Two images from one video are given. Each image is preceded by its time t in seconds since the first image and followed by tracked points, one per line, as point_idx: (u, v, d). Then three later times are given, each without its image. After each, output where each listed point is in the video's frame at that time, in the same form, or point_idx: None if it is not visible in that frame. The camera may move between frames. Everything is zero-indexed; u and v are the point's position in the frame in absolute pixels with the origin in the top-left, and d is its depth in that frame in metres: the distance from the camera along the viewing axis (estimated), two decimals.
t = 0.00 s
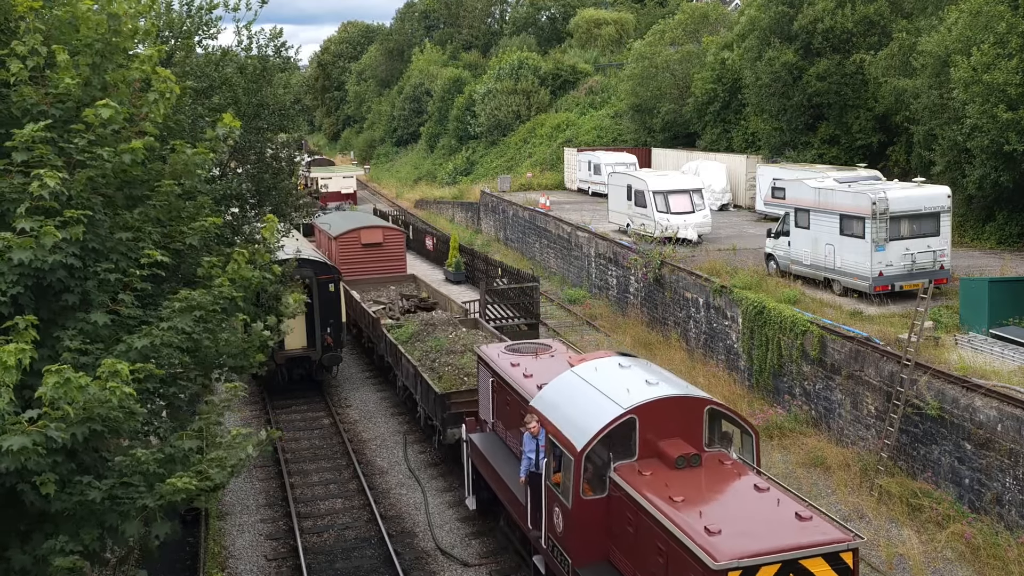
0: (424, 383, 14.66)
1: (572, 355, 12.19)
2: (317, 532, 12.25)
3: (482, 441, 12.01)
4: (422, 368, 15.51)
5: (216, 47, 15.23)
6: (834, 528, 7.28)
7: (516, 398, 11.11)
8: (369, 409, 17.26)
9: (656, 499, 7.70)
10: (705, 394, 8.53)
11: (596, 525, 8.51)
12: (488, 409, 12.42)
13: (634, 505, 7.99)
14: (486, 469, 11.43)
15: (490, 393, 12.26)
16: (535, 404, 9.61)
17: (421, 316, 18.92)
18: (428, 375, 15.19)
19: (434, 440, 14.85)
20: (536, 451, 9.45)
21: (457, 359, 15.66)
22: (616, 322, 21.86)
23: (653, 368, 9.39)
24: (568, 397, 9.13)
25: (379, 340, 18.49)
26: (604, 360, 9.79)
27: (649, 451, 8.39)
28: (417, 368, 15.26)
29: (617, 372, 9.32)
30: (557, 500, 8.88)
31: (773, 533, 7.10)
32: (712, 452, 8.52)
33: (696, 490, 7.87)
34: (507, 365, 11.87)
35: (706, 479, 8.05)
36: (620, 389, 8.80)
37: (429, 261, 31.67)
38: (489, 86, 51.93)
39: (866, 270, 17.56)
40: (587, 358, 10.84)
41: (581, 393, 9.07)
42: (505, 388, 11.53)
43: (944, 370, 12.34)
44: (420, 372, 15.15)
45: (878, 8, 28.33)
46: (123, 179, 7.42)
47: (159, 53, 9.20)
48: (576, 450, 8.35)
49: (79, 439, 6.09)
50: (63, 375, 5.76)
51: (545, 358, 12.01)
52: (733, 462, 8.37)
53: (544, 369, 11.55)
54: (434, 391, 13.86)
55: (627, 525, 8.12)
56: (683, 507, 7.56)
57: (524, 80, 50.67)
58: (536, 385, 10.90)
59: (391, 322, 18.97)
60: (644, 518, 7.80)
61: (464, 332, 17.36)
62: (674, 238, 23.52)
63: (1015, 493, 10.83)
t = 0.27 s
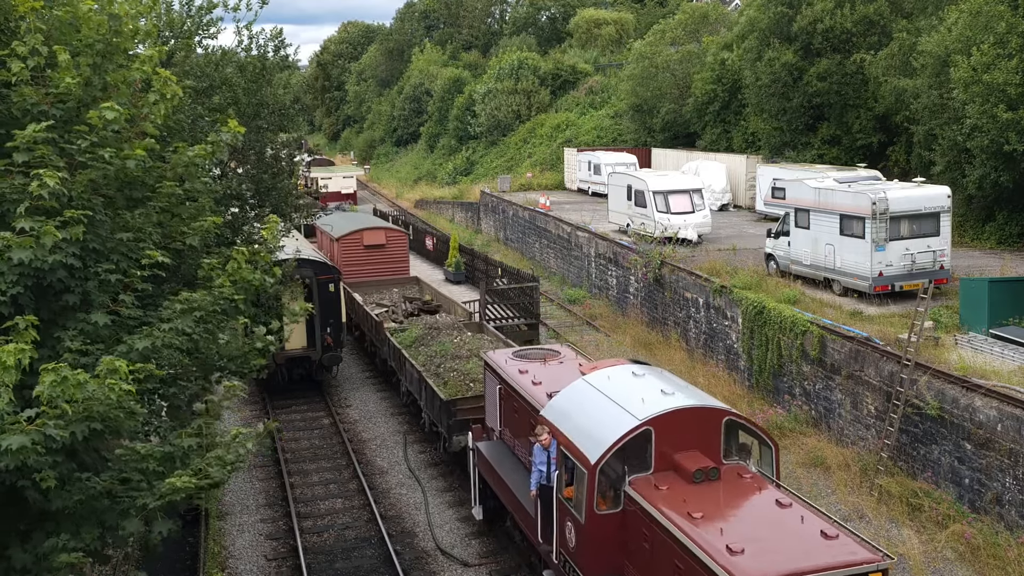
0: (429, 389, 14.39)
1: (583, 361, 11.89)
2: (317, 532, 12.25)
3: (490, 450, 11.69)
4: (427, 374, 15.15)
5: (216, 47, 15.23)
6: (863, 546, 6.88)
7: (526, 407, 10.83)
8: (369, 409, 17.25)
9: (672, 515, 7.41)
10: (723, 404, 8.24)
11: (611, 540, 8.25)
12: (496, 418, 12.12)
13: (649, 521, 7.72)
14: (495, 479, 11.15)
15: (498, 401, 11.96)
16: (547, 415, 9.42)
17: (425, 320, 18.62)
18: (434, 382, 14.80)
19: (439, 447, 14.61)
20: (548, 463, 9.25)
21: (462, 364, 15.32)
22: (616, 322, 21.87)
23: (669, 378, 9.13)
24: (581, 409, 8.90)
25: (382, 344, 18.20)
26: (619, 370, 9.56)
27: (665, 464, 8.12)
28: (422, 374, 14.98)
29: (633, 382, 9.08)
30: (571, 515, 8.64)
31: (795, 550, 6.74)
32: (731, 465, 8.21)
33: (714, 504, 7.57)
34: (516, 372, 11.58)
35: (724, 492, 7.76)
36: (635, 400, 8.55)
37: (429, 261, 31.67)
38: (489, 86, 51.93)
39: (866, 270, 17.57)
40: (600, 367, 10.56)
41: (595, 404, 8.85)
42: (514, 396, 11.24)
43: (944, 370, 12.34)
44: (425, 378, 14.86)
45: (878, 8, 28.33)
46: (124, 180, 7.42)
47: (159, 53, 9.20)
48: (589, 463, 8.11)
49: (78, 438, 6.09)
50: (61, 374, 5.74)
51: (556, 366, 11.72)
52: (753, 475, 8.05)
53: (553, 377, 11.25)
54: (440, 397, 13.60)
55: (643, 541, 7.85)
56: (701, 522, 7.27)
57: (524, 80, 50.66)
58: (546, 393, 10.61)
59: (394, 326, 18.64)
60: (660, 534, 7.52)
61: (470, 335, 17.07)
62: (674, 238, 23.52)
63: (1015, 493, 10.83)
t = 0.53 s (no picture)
0: (433, 395, 14.16)
1: (593, 369, 11.67)
2: (317, 532, 12.25)
3: (496, 458, 11.50)
4: (432, 380, 14.94)
5: (216, 47, 15.23)
6: (893, 565, 6.59)
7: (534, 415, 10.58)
8: (369, 409, 17.25)
9: (693, 532, 7.11)
10: (743, 416, 7.97)
11: (626, 558, 7.94)
12: (504, 426, 11.88)
13: (667, 538, 7.41)
14: (502, 489, 10.91)
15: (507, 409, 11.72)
16: (558, 426, 9.10)
17: (429, 324, 18.46)
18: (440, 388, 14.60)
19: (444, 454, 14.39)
20: (560, 476, 8.94)
21: (468, 371, 15.16)
22: (616, 323, 21.89)
23: (686, 389, 8.85)
24: (595, 420, 8.62)
25: (385, 349, 17.95)
26: (632, 379, 9.27)
27: (682, 478, 7.84)
28: (426, 380, 14.74)
29: (648, 393, 8.79)
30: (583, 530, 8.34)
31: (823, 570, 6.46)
32: (751, 479, 7.95)
33: (735, 521, 7.27)
34: (524, 380, 11.33)
35: (745, 508, 7.46)
36: (652, 412, 8.27)
37: (429, 261, 31.67)
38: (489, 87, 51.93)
39: (866, 270, 17.56)
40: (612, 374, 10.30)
41: (609, 415, 8.55)
42: (522, 404, 11.02)
43: (944, 370, 12.34)
44: (429, 384, 14.63)
45: (878, 8, 28.32)
46: (125, 181, 7.43)
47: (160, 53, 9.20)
48: (604, 477, 7.82)
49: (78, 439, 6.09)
50: (59, 375, 5.73)
51: (565, 373, 11.48)
52: (775, 490, 7.76)
53: (563, 385, 11.01)
54: (445, 405, 13.36)
55: (660, 559, 7.54)
56: (722, 541, 6.97)
57: (524, 80, 50.66)
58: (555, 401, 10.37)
59: (398, 330, 18.38)
60: (679, 552, 7.21)
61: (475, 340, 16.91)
62: (674, 238, 23.52)
63: (1015, 493, 10.83)
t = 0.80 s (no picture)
0: (439, 401, 13.76)
1: (607, 378, 11.30)
2: (317, 532, 12.25)
3: (505, 468, 11.14)
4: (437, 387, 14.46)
5: (215, 46, 15.23)
6: None
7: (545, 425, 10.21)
8: (369, 409, 17.24)
9: (715, 552, 6.72)
10: (766, 430, 7.61)
11: None
12: (513, 435, 11.55)
13: (687, 557, 7.03)
14: (511, 501, 10.54)
15: (515, 418, 11.37)
16: (570, 437, 8.72)
17: (433, 327, 17.93)
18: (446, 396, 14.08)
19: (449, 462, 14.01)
20: (574, 490, 8.57)
21: (474, 376, 14.68)
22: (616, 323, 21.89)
23: (704, 400, 8.49)
24: (609, 431, 8.25)
25: (388, 353, 17.54)
26: (648, 389, 8.90)
27: (702, 494, 7.46)
28: (431, 385, 14.33)
29: (665, 404, 8.42)
30: (598, 547, 7.95)
31: None
32: (773, 495, 7.57)
33: (759, 540, 6.89)
34: (534, 387, 10.99)
35: (769, 527, 7.08)
36: (669, 425, 7.90)
37: (429, 261, 31.66)
38: (489, 87, 51.94)
39: (866, 270, 17.57)
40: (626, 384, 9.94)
41: (624, 427, 8.18)
42: (532, 413, 10.66)
43: (944, 370, 12.34)
44: (434, 389, 14.20)
45: (878, 8, 28.31)
46: (124, 181, 7.43)
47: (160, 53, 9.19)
48: (621, 492, 7.44)
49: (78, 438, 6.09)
50: (60, 376, 5.73)
51: (575, 381, 11.14)
52: (799, 508, 7.38)
53: (573, 393, 10.68)
54: (452, 411, 12.90)
55: None
56: (746, 562, 6.59)
57: (524, 80, 50.66)
58: (567, 411, 10.01)
59: (402, 334, 17.94)
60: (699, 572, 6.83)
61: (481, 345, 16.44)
62: (674, 238, 23.51)
63: (1015, 493, 10.83)
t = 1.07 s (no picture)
0: (445, 408, 13.47)
1: (619, 387, 10.97)
2: (317, 532, 12.25)
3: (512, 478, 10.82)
4: (443, 394, 14.27)
5: (214, 46, 15.24)
6: None
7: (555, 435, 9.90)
8: (369, 409, 17.25)
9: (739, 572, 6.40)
10: (790, 445, 7.32)
11: None
12: (521, 445, 11.20)
13: None
14: (519, 512, 10.21)
15: (524, 428, 11.03)
16: (584, 450, 8.42)
17: (438, 331, 17.62)
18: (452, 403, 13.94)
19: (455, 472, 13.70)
20: (588, 507, 8.17)
21: (481, 384, 14.45)
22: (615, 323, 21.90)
23: (723, 413, 8.20)
24: (625, 446, 7.95)
25: (392, 358, 17.21)
26: (665, 401, 8.62)
27: (724, 511, 7.15)
28: (437, 391, 14.03)
29: (683, 416, 8.13)
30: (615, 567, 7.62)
31: None
32: (798, 511, 7.27)
33: (785, 560, 6.56)
34: (543, 396, 10.66)
35: (795, 546, 6.75)
36: (689, 438, 7.62)
37: (429, 261, 31.65)
38: (489, 87, 51.94)
39: (866, 270, 17.56)
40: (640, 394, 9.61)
41: (641, 440, 7.89)
42: (542, 422, 10.34)
43: (944, 370, 12.33)
44: (440, 396, 13.91)
45: (878, 8, 28.30)
46: (124, 181, 7.43)
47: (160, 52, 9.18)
48: (639, 510, 7.13)
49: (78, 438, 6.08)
50: (60, 376, 5.73)
51: (585, 389, 10.81)
52: (826, 526, 7.05)
53: (584, 402, 10.35)
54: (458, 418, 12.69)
55: None
56: None
57: (524, 80, 50.66)
58: (578, 420, 9.68)
59: (406, 338, 17.62)
60: None
61: (486, 351, 16.15)
62: (674, 238, 23.50)
63: (1015, 493, 10.82)
